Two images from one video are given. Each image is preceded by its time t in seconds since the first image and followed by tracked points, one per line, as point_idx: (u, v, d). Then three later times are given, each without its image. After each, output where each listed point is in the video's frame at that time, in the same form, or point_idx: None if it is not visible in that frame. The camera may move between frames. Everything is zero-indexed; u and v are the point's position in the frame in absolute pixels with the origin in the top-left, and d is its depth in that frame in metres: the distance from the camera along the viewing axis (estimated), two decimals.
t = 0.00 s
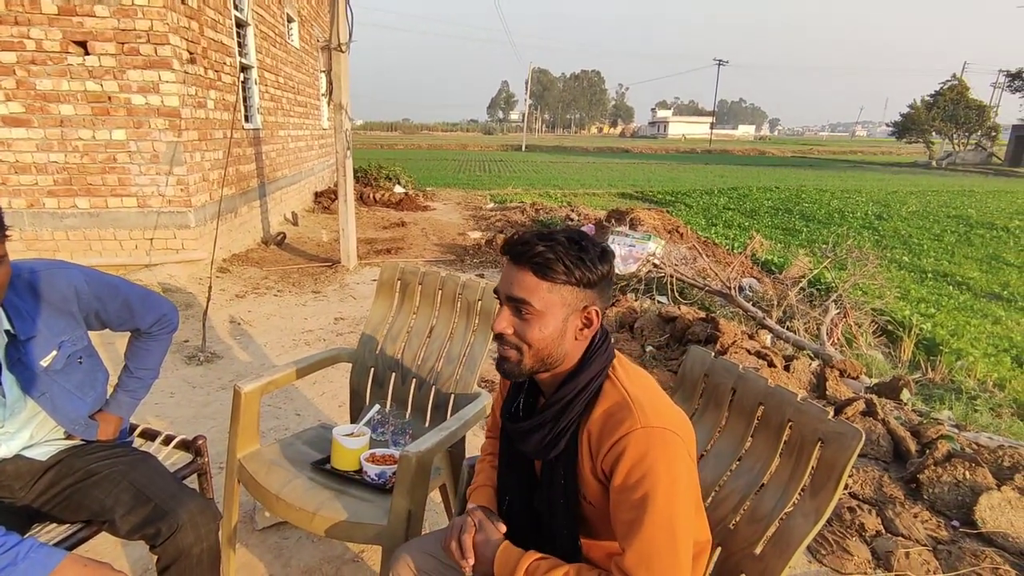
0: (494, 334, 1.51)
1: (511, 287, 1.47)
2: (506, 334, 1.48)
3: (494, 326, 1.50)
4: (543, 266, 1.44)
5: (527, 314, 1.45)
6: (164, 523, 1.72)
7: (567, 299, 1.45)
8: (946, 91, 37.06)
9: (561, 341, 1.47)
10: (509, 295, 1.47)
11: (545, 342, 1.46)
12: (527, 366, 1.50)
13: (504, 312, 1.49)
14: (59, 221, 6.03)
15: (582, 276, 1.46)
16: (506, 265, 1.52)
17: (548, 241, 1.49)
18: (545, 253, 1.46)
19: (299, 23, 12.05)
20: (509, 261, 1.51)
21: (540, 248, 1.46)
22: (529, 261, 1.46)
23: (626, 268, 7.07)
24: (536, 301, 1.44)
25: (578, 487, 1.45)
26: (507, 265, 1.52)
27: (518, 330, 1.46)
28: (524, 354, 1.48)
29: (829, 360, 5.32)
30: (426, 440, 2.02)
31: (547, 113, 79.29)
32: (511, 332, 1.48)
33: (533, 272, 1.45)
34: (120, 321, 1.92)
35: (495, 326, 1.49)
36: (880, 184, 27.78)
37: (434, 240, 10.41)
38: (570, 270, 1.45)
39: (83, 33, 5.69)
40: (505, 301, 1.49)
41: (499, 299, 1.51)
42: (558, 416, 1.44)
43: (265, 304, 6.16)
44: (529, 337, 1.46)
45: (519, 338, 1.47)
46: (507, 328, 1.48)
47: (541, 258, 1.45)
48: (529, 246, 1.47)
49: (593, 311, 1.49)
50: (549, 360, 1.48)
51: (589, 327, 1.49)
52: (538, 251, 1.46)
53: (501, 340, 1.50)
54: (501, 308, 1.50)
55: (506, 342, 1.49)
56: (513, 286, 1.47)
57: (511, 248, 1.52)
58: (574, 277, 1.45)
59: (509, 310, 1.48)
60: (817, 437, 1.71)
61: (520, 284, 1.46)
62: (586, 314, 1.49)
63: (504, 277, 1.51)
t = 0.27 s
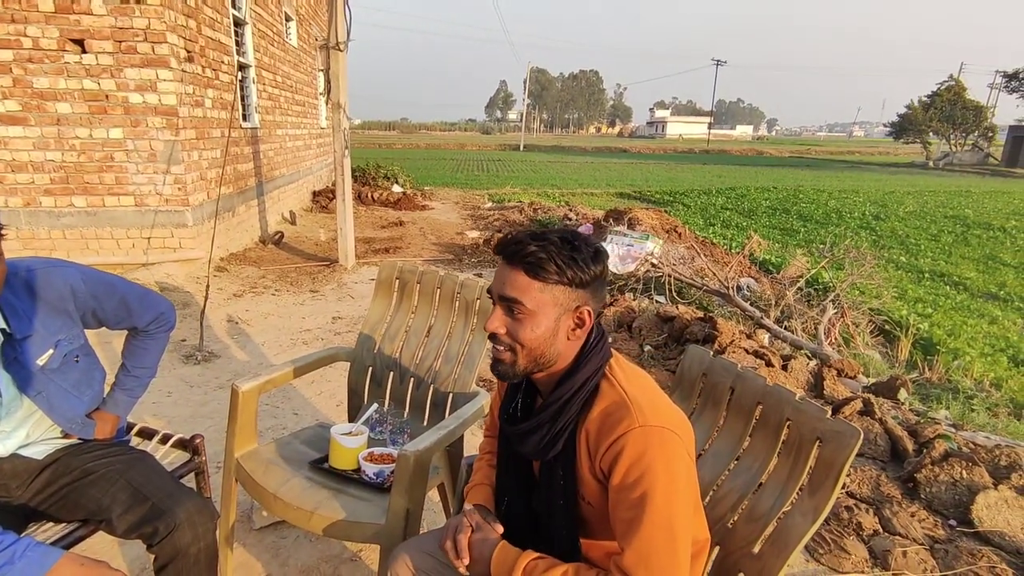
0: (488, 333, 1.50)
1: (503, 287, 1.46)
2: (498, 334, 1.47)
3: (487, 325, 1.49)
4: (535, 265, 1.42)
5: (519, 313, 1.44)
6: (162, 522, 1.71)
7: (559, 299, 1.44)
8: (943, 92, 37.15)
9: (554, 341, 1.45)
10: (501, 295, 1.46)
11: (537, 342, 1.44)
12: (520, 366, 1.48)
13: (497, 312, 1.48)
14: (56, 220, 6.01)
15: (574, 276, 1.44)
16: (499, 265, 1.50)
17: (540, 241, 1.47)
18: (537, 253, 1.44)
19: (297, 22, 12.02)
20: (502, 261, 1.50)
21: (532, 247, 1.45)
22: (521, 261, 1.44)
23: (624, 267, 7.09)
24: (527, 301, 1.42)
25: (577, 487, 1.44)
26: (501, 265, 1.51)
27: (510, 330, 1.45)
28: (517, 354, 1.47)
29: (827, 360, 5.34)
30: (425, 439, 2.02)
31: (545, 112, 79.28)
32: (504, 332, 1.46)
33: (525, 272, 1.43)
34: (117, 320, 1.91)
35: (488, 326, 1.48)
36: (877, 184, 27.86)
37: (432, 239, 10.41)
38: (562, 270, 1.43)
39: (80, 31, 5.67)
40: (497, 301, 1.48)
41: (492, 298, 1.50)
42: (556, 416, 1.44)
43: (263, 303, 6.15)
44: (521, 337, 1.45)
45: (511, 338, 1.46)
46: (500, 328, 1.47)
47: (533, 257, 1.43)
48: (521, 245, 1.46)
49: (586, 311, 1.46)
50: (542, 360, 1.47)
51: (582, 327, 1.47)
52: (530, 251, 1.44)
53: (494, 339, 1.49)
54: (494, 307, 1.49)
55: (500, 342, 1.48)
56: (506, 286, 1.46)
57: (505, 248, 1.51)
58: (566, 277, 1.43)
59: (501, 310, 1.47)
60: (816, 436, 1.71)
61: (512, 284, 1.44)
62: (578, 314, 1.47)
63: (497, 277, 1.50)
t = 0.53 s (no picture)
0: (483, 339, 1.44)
1: (499, 293, 1.40)
2: (494, 341, 1.42)
3: (482, 331, 1.43)
4: (532, 272, 1.36)
5: (515, 320, 1.38)
6: (160, 524, 1.70)
7: (557, 305, 1.38)
8: (939, 93, 37.25)
9: (551, 347, 1.40)
10: (497, 301, 1.40)
11: (534, 349, 1.39)
12: (517, 372, 1.43)
13: (493, 317, 1.42)
14: (52, 219, 5.98)
15: (572, 282, 1.38)
16: (495, 269, 1.44)
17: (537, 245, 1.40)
18: (534, 258, 1.37)
19: (295, 21, 11.99)
20: (497, 265, 1.43)
21: (529, 253, 1.38)
22: (517, 266, 1.38)
23: (623, 268, 7.09)
24: (524, 308, 1.36)
25: (578, 490, 1.43)
26: (496, 269, 1.44)
27: (507, 337, 1.39)
28: (514, 360, 1.42)
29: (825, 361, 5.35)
30: (424, 441, 2.00)
31: (543, 112, 79.29)
32: (500, 338, 1.41)
33: (521, 277, 1.37)
34: (115, 320, 1.90)
35: (483, 332, 1.42)
36: (873, 185, 27.94)
37: (430, 239, 10.40)
38: (559, 276, 1.37)
39: (77, 29, 5.65)
40: (494, 307, 1.42)
41: (487, 303, 1.44)
42: (557, 419, 1.41)
43: (260, 302, 6.13)
44: (518, 344, 1.39)
45: (508, 344, 1.40)
46: (496, 334, 1.41)
47: (529, 262, 1.37)
48: (517, 251, 1.39)
49: (583, 316, 1.41)
50: (539, 365, 1.42)
51: (579, 332, 1.43)
52: (526, 255, 1.38)
53: (490, 345, 1.43)
54: (489, 313, 1.43)
55: (495, 348, 1.43)
56: (501, 291, 1.40)
57: (500, 251, 1.44)
58: (563, 283, 1.37)
59: (497, 316, 1.41)
60: (818, 437, 1.70)
61: (508, 290, 1.38)
62: (575, 319, 1.42)
63: (492, 282, 1.44)
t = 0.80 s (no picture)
0: (491, 338, 1.43)
1: (509, 291, 1.39)
2: (503, 340, 1.40)
3: (491, 330, 1.42)
4: (544, 269, 1.35)
5: (526, 318, 1.37)
6: (159, 526, 1.67)
7: (568, 303, 1.37)
8: (932, 94, 37.43)
9: (561, 346, 1.39)
10: (507, 299, 1.39)
11: (544, 347, 1.38)
12: (525, 371, 1.42)
13: (502, 315, 1.41)
14: (46, 217, 5.91)
15: (584, 280, 1.38)
16: (505, 267, 1.43)
17: (549, 244, 1.40)
18: (545, 256, 1.37)
19: (291, 19, 11.93)
20: (507, 263, 1.42)
21: (541, 250, 1.38)
22: (529, 264, 1.37)
23: (621, 267, 7.09)
24: (535, 305, 1.35)
25: (587, 492, 1.40)
26: (506, 267, 1.44)
27: (517, 335, 1.38)
28: (523, 359, 1.40)
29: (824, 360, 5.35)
30: (426, 442, 1.98)
31: (538, 111, 79.26)
32: (510, 337, 1.39)
33: (533, 275, 1.36)
34: (113, 320, 1.86)
35: (492, 331, 1.41)
36: (867, 185, 28.07)
37: (426, 238, 10.36)
38: (571, 274, 1.36)
39: (71, 25, 5.60)
40: (503, 305, 1.41)
41: (497, 302, 1.42)
42: (565, 420, 1.39)
43: (257, 302, 6.08)
44: (528, 342, 1.38)
45: (517, 343, 1.39)
46: (505, 333, 1.40)
47: (541, 260, 1.36)
48: (529, 249, 1.39)
49: (593, 315, 1.41)
50: (548, 365, 1.40)
51: (589, 331, 1.42)
52: (538, 253, 1.37)
53: (498, 344, 1.42)
54: (499, 311, 1.42)
55: (504, 347, 1.41)
56: (512, 289, 1.39)
57: (511, 250, 1.44)
58: (575, 281, 1.37)
59: (507, 315, 1.40)
60: (827, 437, 1.69)
61: (519, 288, 1.37)
62: (586, 318, 1.41)
63: (502, 280, 1.43)
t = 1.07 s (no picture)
0: (498, 338, 1.40)
1: (517, 290, 1.36)
2: (510, 340, 1.37)
3: (498, 330, 1.39)
4: (553, 269, 1.33)
5: (534, 318, 1.34)
6: (157, 531, 1.63)
7: (576, 303, 1.35)
8: (920, 93, 37.71)
9: (570, 346, 1.37)
10: (515, 298, 1.36)
11: (552, 347, 1.35)
12: (532, 372, 1.39)
13: (510, 315, 1.38)
14: (33, 215, 5.82)
15: (593, 280, 1.35)
16: (512, 266, 1.40)
17: (558, 242, 1.37)
18: (554, 254, 1.34)
19: (282, 14, 11.81)
20: (515, 262, 1.40)
21: (550, 249, 1.35)
22: (537, 262, 1.34)
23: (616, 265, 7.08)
24: (544, 305, 1.33)
25: (596, 494, 1.38)
26: (514, 266, 1.41)
27: (524, 335, 1.35)
28: (530, 359, 1.37)
29: (819, 358, 5.36)
30: (428, 443, 1.95)
31: (530, 109, 79.17)
32: (517, 337, 1.37)
33: (541, 274, 1.33)
34: (108, 321, 1.82)
35: (498, 331, 1.38)
36: (857, 183, 28.28)
37: (420, 236, 10.31)
38: (580, 273, 1.33)
39: (58, 20, 5.50)
40: (511, 304, 1.38)
41: (504, 301, 1.40)
42: (574, 422, 1.37)
43: (250, 300, 6.02)
44: (536, 342, 1.35)
45: (524, 344, 1.36)
46: (512, 333, 1.37)
47: (550, 259, 1.34)
48: (537, 247, 1.36)
49: (602, 315, 1.38)
50: (556, 365, 1.38)
51: (597, 332, 1.39)
52: (547, 252, 1.35)
53: (505, 345, 1.39)
54: (506, 311, 1.39)
55: (510, 348, 1.39)
56: (520, 289, 1.36)
57: (519, 249, 1.41)
58: (584, 280, 1.34)
59: (514, 314, 1.37)
60: (833, 438, 1.68)
61: (527, 287, 1.34)
62: (594, 318, 1.38)
63: (509, 278, 1.40)
